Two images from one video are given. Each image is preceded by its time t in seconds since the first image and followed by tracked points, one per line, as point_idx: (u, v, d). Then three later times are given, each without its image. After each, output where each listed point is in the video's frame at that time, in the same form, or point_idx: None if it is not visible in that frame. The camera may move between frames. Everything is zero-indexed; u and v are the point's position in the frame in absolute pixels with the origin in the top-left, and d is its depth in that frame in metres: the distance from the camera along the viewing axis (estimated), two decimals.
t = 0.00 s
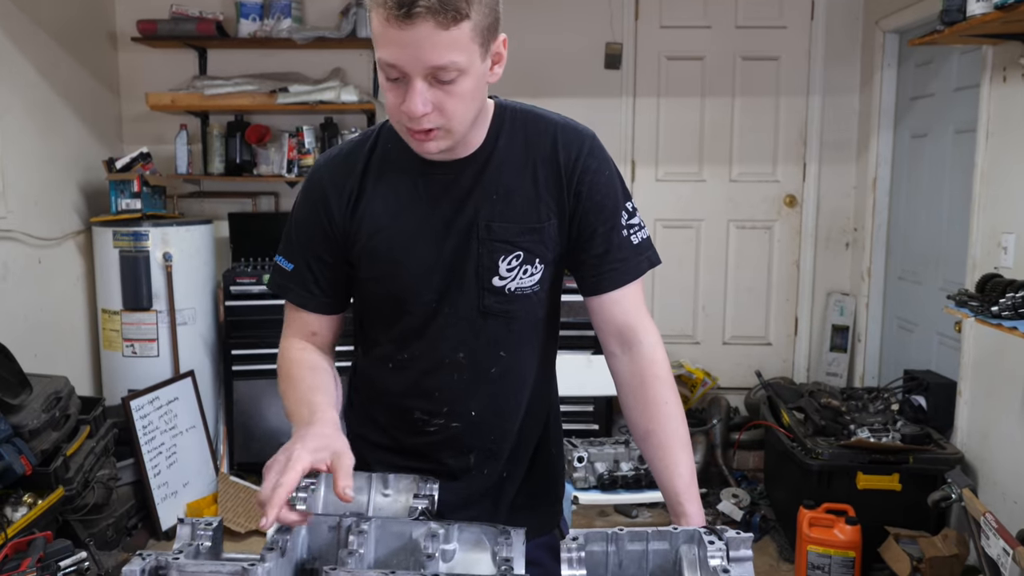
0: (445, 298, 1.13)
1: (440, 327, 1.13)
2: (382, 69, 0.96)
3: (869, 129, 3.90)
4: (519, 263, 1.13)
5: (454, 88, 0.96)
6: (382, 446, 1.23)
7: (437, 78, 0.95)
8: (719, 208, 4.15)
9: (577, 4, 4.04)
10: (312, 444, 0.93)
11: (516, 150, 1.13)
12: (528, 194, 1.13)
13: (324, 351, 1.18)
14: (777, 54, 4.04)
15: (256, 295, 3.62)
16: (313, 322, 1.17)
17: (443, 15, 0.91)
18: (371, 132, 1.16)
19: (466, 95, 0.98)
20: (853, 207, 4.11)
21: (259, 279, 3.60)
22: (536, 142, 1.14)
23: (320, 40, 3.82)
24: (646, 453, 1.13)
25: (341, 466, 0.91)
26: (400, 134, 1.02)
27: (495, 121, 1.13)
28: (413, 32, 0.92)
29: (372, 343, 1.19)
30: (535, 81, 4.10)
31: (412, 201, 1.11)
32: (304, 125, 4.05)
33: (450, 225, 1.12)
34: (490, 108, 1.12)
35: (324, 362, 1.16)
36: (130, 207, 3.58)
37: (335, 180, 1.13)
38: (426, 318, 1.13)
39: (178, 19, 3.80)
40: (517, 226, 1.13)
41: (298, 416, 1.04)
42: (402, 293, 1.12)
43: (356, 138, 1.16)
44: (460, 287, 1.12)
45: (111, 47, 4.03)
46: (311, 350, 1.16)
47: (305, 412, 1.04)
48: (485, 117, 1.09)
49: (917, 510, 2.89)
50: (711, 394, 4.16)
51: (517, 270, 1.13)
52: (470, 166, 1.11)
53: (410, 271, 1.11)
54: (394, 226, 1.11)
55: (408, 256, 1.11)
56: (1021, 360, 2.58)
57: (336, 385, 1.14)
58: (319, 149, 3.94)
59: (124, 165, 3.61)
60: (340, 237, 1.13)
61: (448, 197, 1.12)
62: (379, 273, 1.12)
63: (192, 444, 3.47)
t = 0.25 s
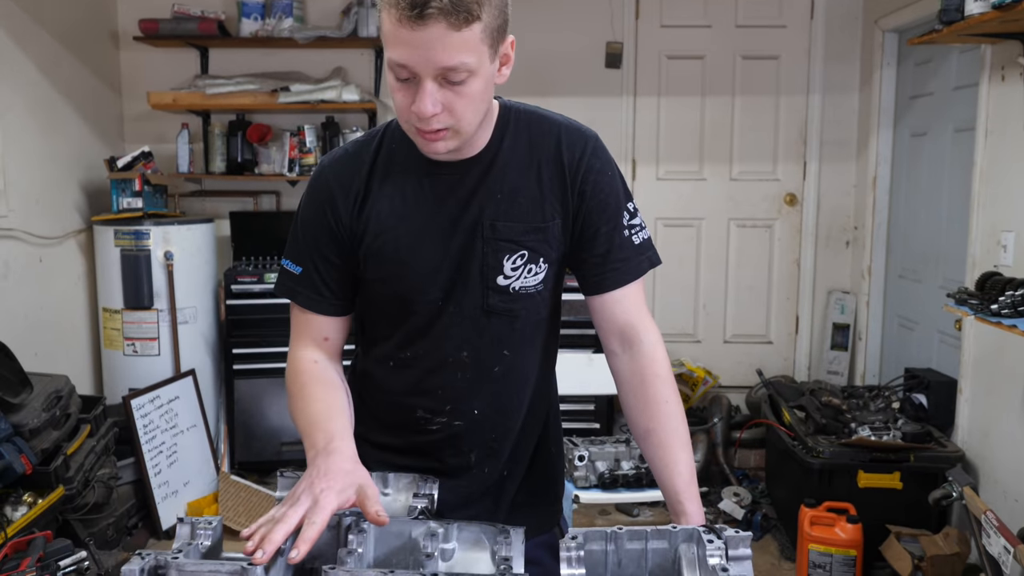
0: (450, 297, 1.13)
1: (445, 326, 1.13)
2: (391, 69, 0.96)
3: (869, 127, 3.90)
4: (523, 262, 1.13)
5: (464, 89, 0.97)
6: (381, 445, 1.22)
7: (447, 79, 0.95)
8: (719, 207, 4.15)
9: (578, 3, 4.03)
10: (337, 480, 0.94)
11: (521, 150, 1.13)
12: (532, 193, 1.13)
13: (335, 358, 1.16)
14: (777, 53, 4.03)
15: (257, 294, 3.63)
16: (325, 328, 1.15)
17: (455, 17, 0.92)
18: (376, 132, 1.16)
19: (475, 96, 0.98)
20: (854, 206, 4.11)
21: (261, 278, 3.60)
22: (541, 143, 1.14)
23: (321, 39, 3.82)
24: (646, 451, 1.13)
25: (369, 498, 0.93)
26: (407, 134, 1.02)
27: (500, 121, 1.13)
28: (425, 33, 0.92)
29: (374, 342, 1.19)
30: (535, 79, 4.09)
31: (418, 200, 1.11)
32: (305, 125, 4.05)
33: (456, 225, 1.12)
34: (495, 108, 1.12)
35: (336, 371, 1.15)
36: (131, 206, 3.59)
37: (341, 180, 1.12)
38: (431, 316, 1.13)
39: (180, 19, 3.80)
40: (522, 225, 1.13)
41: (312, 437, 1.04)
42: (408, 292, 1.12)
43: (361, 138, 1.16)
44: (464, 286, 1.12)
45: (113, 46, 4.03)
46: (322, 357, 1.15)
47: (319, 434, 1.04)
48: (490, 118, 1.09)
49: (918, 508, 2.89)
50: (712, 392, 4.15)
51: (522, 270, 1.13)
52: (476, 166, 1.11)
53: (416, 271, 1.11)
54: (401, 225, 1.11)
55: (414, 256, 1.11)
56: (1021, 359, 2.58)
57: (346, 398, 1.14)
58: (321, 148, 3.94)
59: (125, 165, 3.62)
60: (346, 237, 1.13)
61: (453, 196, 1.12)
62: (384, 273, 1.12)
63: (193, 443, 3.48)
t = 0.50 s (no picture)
0: (453, 297, 1.13)
1: (448, 326, 1.13)
2: (400, 69, 0.96)
3: (870, 127, 3.90)
4: (527, 263, 1.13)
5: (472, 90, 0.97)
6: (382, 445, 1.23)
7: (456, 79, 0.96)
8: (720, 207, 4.15)
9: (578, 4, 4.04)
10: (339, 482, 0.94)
11: (524, 151, 1.13)
12: (535, 194, 1.13)
13: (335, 360, 1.17)
14: (777, 54, 4.04)
15: (258, 294, 3.63)
16: (326, 330, 1.16)
17: (466, 19, 0.92)
18: (379, 134, 1.16)
19: (483, 96, 0.98)
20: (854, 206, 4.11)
21: (262, 279, 3.61)
22: (544, 144, 1.14)
23: (322, 40, 3.83)
24: (647, 452, 1.14)
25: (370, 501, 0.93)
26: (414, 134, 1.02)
27: (503, 122, 1.13)
28: (436, 34, 0.92)
29: (376, 343, 1.19)
30: (536, 80, 4.09)
31: (421, 202, 1.11)
32: (307, 125, 4.05)
33: (459, 226, 1.12)
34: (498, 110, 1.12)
35: (336, 373, 1.15)
36: (133, 207, 3.59)
37: (345, 182, 1.13)
38: (434, 317, 1.13)
39: (182, 20, 3.80)
40: (525, 226, 1.13)
41: (312, 441, 1.04)
42: (411, 294, 1.12)
43: (364, 140, 1.16)
44: (467, 287, 1.12)
45: (115, 47, 4.03)
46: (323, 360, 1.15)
47: (320, 437, 1.04)
48: (494, 121, 1.09)
49: (919, 509, 2.89)
50: (713, 393, 4.15)
51: (525, 270, 1.13)
52: (479, 167, 1.12)
53: (419, 271, 1.11)
54: (404, 227, 1.11)
55: (417, 257, 1.11)
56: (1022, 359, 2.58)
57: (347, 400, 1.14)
58: (322, 149, 3.94)
59: (127, 166, 3.63)
60: (350, 238, 1.13)
61: (456, 198, 1.12)
62: (388, 274, 1.12)
63: (195, 443, 3.48)
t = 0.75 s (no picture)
0: (454, 299, 1.13)
1: (448, 328, 1.13)
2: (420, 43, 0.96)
3: (870, 129, 3.90)
4: (527, 263, 1.13)
5: (492, 57, 0.98)
6: (383, 446, 1.23)
7: (477, 45, 0.97)
8: (722, 209, 4.15)
9: (579, 6, 4.04)
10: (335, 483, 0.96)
11: (524, 152, 1.13)
12: (535, 194, 1.13)
13: (337, 364, 1.17)
14: (778, 55, 4.04)
15: (258, 296, 3.63)
16: (328, 333, 1.16)
17: None
18: (380, 137, 1.16)
19: (501, 66, 0.99)
20: (855, 207, 4.11)
21: (263, 280, 3.61)
22: (544, 144, 1.14)
23: (323, 42, 3.83)
24: (649, 452, 1.14)
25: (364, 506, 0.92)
26: (433, 117, 1.01)
27: (504, 123, 1.13)
28: None
29: (377, 344, 1.19)
30: (537, 81, 4.10)
31: (422, 203, 1.11)
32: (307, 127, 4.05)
33: (459, 227, 1.12)
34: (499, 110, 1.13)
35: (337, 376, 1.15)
36: (133, 209, 3.60)
37: (346, 185, 1.13)
38: (435, 318, 1.13)
39: (182, 22, 3.81)
40: (525, 226, 1.13)
41: (311, 445, 1.05)
42: (412, 295, 1.12)
43: (364, 143, 1.16)
44: (468, 288, 1.12)
45: (115, 49, 4.04)
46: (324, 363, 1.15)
47: (319, 442, 1.05)
48: (497, 117, 1.09)
49: (920, 510, 2.89)
50: (713, 394, 4.15)
51: (525, 270, 1.13)
52: (480, 168, 1.12)
53: (420, 274, 1.11)
54: (405, 229, 1.11)
55: (418, 259, 1.11)
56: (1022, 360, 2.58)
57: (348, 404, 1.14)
58: (322, 151, 3.95)
59: (127, 168, 3.65)
60: (350, 241, 1.13)
61: (457, 199, 1.12)
62: (389, 276, 1.12)
63: (195, 445, 3.48)
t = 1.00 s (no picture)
0: (455, 299, 1.13)
1: (449, 328, 1.13)
2: (408, 59, 0.96)
3: (871, 129, 3.89)
4: (527, 263, 1.13)
5: (481, 77, 0.97)
6: (383, 446, 1.22)
7: (465, 66, 0.96)
8: (722, 209, 4.15)
9: (580, 6, 4.04)
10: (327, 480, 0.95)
11: (525, 152, 1.13)
12: (536, 194, 1.13)
13: (337, 364, 1.17)
14: (779, 55, 4.04)
15: (259, 297, 3.63)
16: (328, 333, 1.16)
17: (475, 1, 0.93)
18: (380, 137, 1.16)
19: (491, 85, 0.99)
20: (856, 207, 4.11)
21: (263, 281, 3.60)
22: (545, 144, 1.14)
23: (323, 42, 3.83)
24: (649, 453, 1.13)
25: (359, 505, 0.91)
26: (422, 130, 1.02)
27: (504, 123, 1.13)
28: (444, 18, 0.93)
29: (378, 344, 1.19)
30: (537, 81, 4.09)
31: (422, 204, 1.11)
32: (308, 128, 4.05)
33: (459, 227, 1.12)
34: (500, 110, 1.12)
35: (336, 376, 1.15)
36: (134, 210, 3.61)
37: (346, 185, 1.13)
38: (435, 318, 1.13)
39: (182, 23, 3.81)
40: (525, 226, 1.13)
41: (307, 445, 1.04)
42: (413, 296, 1.12)
43: (365, 143, 1.16)
44: (468, 288, 1.12)
45: (115, 50, 4.04)
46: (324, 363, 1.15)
47: (313, 442, 1.04)
48: (496, 121, 1.09)
49: (921, 510, 2.89)
50: (714, 395, 4.15)
51: (526, 270, 1.13)
52: (480, 168, 1.11)
53: (420, 274, 1.11)
54: (405, 229, 1.11)
55: (418, 259, 1.11)
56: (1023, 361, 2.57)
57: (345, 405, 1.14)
58: (323, 151, 3.95)
59: (127, 169, 3.66)
60: (351, 241, 1.13)
61: (457, 199, 1.12)
62: (389, 276, 1.12)
63: (196, 446, 3.48)
